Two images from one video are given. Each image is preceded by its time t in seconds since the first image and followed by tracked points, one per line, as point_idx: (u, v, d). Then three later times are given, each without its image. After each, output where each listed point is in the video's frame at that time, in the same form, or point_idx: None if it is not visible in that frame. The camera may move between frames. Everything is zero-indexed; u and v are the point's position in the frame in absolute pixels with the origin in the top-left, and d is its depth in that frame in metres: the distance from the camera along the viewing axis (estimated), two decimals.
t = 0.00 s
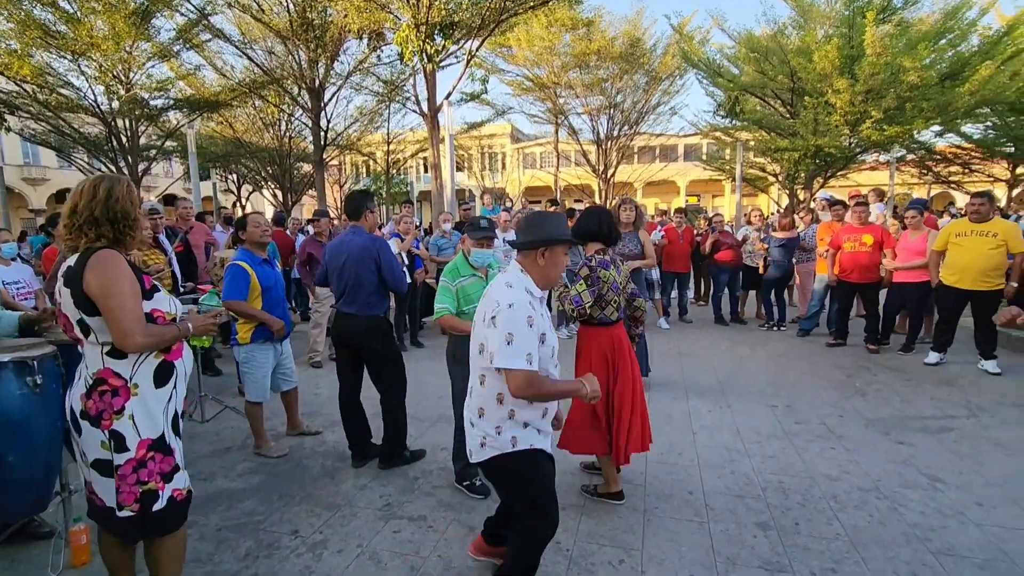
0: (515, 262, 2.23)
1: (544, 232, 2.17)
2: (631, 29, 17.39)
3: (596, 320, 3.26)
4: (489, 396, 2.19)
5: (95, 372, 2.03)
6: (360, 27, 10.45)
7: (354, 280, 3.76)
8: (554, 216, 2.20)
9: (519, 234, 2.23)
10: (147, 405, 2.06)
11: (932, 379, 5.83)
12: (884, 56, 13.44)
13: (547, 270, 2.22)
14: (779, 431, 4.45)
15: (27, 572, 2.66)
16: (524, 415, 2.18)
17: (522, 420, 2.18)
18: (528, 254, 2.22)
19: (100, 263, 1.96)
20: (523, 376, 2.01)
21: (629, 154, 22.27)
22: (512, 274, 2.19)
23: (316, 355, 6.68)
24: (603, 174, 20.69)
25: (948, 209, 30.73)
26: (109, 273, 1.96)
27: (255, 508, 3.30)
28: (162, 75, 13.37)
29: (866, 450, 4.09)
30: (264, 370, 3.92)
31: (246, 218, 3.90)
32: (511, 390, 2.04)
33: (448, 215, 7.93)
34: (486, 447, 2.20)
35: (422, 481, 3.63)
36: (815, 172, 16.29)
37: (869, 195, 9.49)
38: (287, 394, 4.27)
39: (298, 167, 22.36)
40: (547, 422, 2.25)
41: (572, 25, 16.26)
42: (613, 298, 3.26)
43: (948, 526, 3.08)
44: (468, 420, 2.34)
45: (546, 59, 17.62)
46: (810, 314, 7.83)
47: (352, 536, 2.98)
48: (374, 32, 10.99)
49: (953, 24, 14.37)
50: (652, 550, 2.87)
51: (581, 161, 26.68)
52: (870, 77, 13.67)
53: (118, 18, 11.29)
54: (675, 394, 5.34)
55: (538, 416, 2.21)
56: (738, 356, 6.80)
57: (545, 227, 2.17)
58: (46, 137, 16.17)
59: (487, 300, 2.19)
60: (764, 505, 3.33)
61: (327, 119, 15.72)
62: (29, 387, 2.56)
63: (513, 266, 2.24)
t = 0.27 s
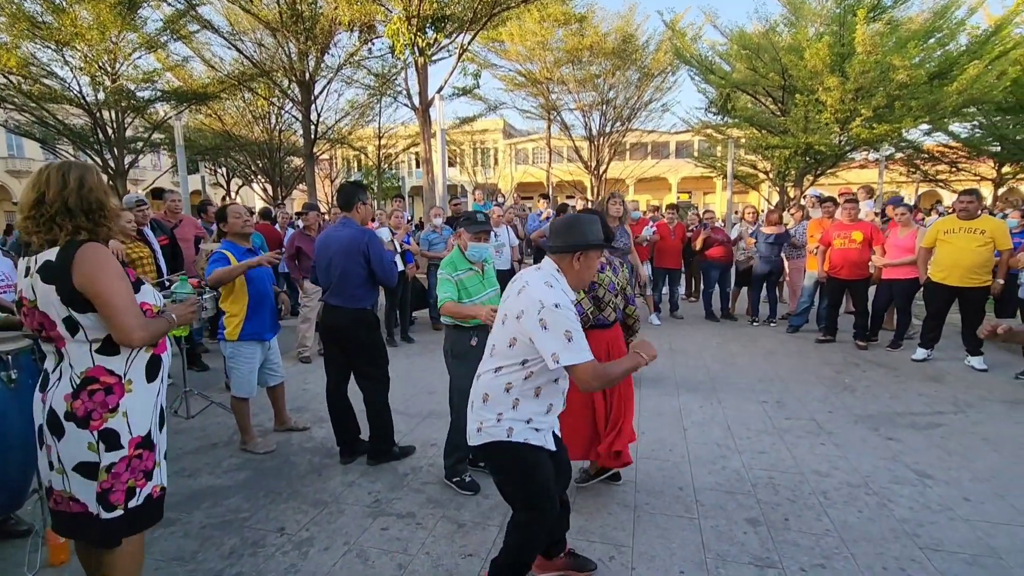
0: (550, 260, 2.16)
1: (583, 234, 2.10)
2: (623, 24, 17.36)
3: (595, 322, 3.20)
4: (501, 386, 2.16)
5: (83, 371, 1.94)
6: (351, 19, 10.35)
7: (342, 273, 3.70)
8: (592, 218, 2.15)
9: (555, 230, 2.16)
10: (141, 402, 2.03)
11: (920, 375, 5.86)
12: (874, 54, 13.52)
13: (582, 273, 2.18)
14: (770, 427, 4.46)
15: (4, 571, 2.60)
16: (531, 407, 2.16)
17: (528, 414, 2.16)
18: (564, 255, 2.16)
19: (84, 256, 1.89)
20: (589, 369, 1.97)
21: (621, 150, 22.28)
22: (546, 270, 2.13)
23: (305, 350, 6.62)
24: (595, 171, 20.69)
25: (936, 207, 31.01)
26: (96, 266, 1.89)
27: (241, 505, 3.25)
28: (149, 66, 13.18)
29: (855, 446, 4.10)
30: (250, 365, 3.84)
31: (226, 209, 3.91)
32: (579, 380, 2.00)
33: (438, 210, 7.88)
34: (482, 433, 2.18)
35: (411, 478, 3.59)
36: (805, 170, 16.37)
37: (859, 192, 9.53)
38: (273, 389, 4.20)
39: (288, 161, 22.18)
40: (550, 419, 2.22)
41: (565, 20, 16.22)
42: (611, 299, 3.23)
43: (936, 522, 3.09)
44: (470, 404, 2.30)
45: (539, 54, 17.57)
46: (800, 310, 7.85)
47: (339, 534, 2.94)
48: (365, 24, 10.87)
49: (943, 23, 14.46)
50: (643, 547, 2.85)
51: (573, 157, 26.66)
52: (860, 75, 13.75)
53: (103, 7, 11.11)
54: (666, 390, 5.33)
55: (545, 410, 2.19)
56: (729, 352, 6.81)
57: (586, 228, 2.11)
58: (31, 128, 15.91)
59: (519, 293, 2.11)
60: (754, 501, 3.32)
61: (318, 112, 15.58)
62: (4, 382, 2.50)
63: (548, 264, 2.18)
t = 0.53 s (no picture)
0: (555, 262, 2.26)
1: (585, 237, 2.22)
2: (624, 27, 17.39)
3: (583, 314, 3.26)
4: (512, 381, 2.24)
5: (89, 367, 1.94)
6: (351, 18, 10.35)
7: (336, 270, 3.71)
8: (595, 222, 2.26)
9: (558, 230, 2.26)
10: (149, 396, 2.05)
11: (915, 378, 5.88)
12: (873, 59, 13.59)
13: (588, 271, 2.30)
14: (764, 428, 4.47)
15: None
16: (538, 402, 2.26)
17: (536, 409, 2.26)
18: (569, 257, 2.27)
19: (99, 250, 1.90)
20: (571, 373, 2.06)
21: (620, 152, 22.32)
22: (552, 271, 2.23)
23: (302, 347, 6.62)
24: (594, 172, 20.72)
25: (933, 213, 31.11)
26: (114, 261, 1.90)
27: (236, 500, 3.25)
28: (149, 63, 13.15)
29: (849, 447, 4.12)
30: (246, 362, 3.85)
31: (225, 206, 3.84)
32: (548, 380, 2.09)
33: (437, 209, 7.88)
34: (496, 429, 2.25)
35: (406, 475, 3.60)
36: (803, 173, 16.41)
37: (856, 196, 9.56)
38: (270, 385, 4.20)
39: (287, 159, 22.16)
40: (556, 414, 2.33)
41: (565, 22, 16.25)
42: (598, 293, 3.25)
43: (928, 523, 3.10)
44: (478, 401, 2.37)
45: (539, 55, 17.59)
46: (796, 313, 7.88)
47: (334, 530, 2.94)
48: (365, 23, 10.88)
49: (941, 29, 14.52)
50: (636, 545, 2.86)
51: (572, 159, 26.68)
52: (859, 80, 13.79)
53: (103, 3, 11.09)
54: (662, 391, 5.34)
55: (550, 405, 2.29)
56: (725, 353, 6.83)
57: (588, 231, 2.23)
58: (29, 123, 15.87)
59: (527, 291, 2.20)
60: (747, 501, 3.33)
61: (317, 110, 15.57)
62: None
63: (555, 264, 2.27)
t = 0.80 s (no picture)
0: (528, 245, 2.36)
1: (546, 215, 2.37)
2: (642, 28, 17.35)
3: (599, 307, 3.26)
4: (522, 370, 2.29)
5: (122, 350, 2.00)
6: (371, 15, 10.44)
7: (353, 262, 3.77)
8: (550, 200, 2.42)
9: (521, 216, 2.39)
10: (177, 381, 2.11)
11: (930, 386, 5.83)
12: (895, 65, 13.44)
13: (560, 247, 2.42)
14: (775, 430, 4.46)
15: (22, 536, 2.67)
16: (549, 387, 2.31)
17: (548, 394, 2.31)
18: (541, 238, 2.38)
19: (134, 234, 1.95)
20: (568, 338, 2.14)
21: (635, 155, 22.25)
22: (528, 253, 2.33)
23: (316, 339, 6.69)
24: (609, 174, 20.67)
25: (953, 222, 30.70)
26: (150, 244, 1.95)
27: (251, 483, 3.32)
28: (172, 58, 13.35)
29: (860, 451, 4.10)
30: (260, 351, 3.90)
31: (254, 195, 3.88)
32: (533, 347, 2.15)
33: (452, 206, 7.94)
34: (511, 424, 2.29)
35: (418, 465, 3.64)
36: (821, 179, 16.25)
37: (873, 201, 9.47)
38: (286, 373, 4.27)
39: (304, 155, 22.37)
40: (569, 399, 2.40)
41: (584, 22, 16.24)
42: (617, 286, 3.25)
43: (939, 528, 3.09)
44: (486, 404, 2.40)
45: (556, 56, 17.59)
46: (810, 317, 7.82)
47: (346, 515, 2.99)
48: (385, 21, 10.96)
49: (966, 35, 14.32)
50: (644, 539, 2.88)
51: (587, 160, 26.65)
52: (880, 85, 13.65)
53: None
54: (673, 391, 5.34)
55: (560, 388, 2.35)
56: (737, 356, 6.80)
57: (548, 209, 2.39)
58: (54, 115, 16.17)
59: (511, 277, 2.29)
60: (756, 500, 3.34)
61: (335, 107, 15.70)
62: (27, 353, 2.57)
63: (526, 248, 2.37)
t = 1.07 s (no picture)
0: (508, 232, 2.35)
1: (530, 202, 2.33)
2: (665, 29, 17.27)
3: (621, 313, 3.26)
4: (503, 358, 2.29)
5: (150, 327, 1.97)
6: (395, 11, 10.53)
7: (372, 252, 3.84)
8: (531, 186, 2.38)
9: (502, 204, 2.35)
10: (207, 358, 2.08)
11: (949, 393, 5.75)
12: (924, 69, 13.23)
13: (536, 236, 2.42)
14: (789, 430, 4.44)
15: (52, 504, 2.77)
16: (532, 374, 2.33)
17: (530, 379, 2.33)
18: (521, 225, 2.35)
19: (156, 213, 1.91)
20: (553, 334, 2.16)
21: (654, 156, 22.15)
22: (508, 240, 2.32)
23: (333, 329, 6.78)
24: (627, 175, 20.61)
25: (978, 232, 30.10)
26: (173, 223, 1.91)
27: (269, 463, 3.39)
28: (198, 50, 13.57)
29: (876, 454, 4.07)
30: (287, 334, 3.99)
31: (289, 184, 4.05)
32: (537, 347, 2.17)
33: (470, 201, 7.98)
34: (494, 407, 2.29)
35: (432, 451, 3.68)
36: (842, 184, 16.05)
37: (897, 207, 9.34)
38: (305, 359, 4.33)
39: (324, 149, 22.59)
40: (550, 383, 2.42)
41: (607, 22, 16.18)
42: (634, 291, 3.24)
43: (954, 532, 3.06)
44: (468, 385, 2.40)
45: (577, 55, 17.56)
46: (828, 322, 7.74)
47: (362, 496, 3.05)
48: (408, 16, 11.04)
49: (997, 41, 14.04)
50: (655, 530, 2.90)
51: (605, 160, 26.58)
52: (907, 90, 13.45)
53: None
54: (687, 389, 5.33)
55: (542, 374, 2.37)
56: (753, 358, 6.77)
57: (532, 195, 2.36)
58: (83, 104, 16.51)
59: (490, 267, 2.28)
60: (769, 497, 3.34)
61: (356, 101, 15.84)
62: (62, 327, 2.65)
63: (508, 233, 2.35)
